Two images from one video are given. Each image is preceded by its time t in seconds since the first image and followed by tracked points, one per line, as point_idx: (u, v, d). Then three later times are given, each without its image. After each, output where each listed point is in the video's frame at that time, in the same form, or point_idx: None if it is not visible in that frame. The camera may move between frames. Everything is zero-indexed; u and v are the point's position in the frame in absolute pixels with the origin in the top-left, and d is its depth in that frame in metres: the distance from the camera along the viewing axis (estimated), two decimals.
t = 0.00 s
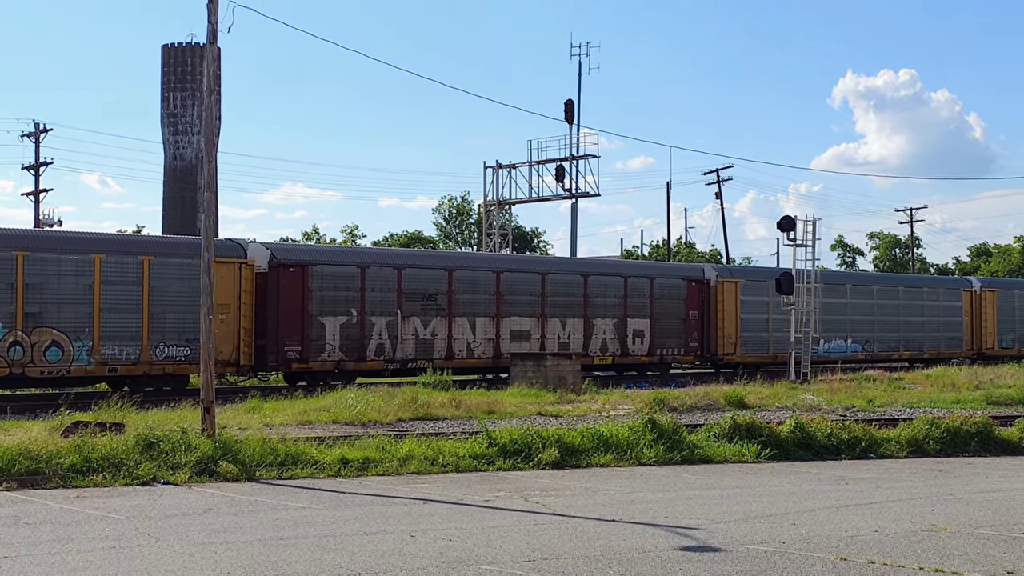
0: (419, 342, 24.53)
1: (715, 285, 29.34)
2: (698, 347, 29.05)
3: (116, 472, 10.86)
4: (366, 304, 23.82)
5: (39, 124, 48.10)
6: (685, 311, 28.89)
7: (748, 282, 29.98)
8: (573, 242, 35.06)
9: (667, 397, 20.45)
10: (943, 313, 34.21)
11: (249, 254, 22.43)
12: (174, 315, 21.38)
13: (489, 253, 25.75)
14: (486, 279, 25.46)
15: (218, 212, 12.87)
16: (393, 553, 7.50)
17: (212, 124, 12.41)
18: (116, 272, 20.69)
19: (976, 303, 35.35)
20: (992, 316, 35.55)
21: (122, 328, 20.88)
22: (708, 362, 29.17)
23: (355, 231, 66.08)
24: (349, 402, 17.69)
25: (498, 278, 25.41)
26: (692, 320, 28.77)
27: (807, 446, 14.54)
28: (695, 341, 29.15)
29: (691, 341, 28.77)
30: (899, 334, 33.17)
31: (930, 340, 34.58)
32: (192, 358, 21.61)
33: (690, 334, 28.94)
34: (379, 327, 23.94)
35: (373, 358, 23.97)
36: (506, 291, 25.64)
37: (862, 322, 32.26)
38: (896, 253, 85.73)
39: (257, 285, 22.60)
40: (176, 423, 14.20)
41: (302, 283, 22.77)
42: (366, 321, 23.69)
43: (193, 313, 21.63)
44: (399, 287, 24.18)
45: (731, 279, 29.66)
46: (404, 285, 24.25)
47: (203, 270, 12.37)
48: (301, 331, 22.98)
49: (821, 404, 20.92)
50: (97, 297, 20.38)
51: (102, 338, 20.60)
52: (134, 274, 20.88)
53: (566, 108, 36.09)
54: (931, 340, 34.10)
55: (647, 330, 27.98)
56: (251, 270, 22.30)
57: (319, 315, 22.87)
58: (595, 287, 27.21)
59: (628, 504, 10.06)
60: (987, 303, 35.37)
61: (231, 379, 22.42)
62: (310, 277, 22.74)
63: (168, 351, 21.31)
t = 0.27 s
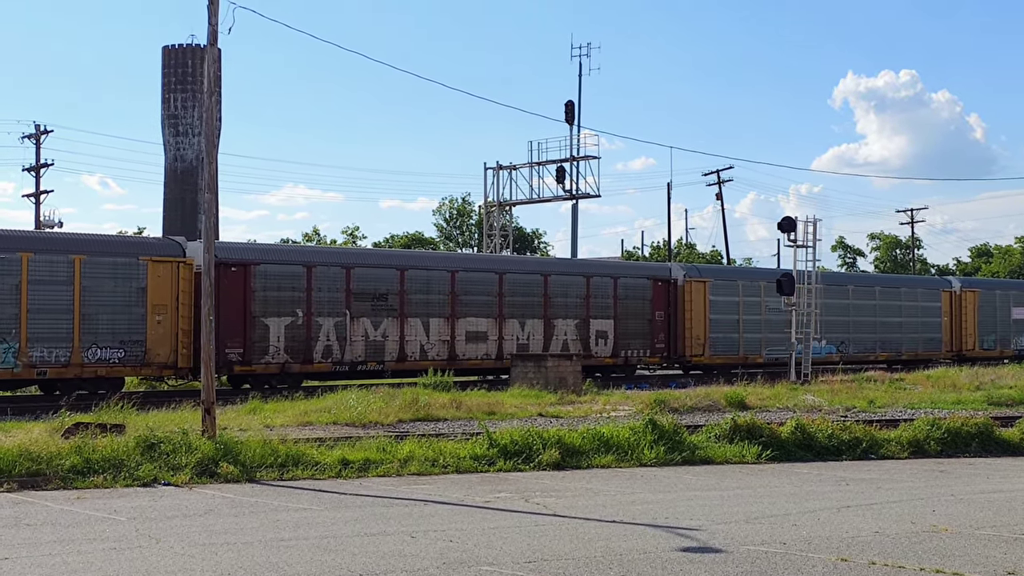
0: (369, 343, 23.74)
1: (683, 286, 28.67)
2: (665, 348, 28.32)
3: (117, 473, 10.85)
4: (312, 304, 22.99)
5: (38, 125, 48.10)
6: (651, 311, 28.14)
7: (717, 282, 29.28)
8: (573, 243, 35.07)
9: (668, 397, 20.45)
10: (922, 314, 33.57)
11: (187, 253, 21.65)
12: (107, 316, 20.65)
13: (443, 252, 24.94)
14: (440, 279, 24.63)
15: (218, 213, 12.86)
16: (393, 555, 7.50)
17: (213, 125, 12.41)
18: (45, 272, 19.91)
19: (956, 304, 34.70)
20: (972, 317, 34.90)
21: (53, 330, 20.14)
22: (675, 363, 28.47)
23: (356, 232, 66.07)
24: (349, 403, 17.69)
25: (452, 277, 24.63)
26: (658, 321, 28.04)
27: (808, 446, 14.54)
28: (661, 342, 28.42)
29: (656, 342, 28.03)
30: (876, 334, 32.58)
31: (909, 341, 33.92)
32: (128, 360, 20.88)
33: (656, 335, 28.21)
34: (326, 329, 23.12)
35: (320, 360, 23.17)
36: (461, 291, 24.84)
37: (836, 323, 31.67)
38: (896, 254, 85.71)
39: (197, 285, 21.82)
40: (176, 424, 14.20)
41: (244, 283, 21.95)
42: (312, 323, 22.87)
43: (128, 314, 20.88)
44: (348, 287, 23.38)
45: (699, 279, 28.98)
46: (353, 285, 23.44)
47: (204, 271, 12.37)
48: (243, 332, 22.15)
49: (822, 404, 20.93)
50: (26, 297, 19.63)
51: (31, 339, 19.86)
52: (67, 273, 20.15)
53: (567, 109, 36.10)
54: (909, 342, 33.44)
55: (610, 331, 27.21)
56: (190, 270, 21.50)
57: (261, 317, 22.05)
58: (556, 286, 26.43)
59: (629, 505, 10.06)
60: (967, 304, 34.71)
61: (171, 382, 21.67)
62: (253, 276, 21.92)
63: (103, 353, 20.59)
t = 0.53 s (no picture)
0: (318, 346, 22.96)
1: (651, 287, 28.04)
2: (631, 351, 27.64)
3: (119, 475, 10.86)
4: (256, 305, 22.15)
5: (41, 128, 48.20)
6: (616, 313, 27.45)
7: (686, 283, 28.67)
8: (576, 245, 35.08)
9: (670, 399, 20.45)
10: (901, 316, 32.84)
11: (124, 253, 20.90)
12: (37, 317, 19.86)
13: (397, 251, 24.15)
14: (393, 279, 23.83)
15: (220, 214, 12.87)
16: (395, 556, 7.51)
17: (216, 127, 12.43)
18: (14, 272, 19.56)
19: (937, 306, 33.90)
20: (953, 320, 34.07)
21: None
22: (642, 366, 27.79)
23: (358, 234, 66.13)
24: (352, 405, 17.69)
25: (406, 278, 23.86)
26: (623, 323, 27.35)
27: (810, 448, 14.52)
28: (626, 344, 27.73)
29: (622, 344, 27.37)
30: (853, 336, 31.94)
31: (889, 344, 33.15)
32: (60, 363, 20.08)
33: (621, 337, 27.51)
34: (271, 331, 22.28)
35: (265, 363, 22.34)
36: (415, 292, 24.05)
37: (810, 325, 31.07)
38: (899, 256, 85.66)
39: (134, 286, 20.99)
40: (178, 426, 14.22)
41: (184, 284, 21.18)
42: (256, 324, 22.02)
43: (59, 316, 20.10)
44: (295, 288, 22.51)
45: (667, 280, 28.34)
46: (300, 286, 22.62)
47: (206, 273, 12.38)
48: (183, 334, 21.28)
49: (824, 407, 20.93)
50: None
51: None
52: None
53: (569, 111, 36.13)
54: (889, 344, 32.71)
55: (573, 333, 26.50)
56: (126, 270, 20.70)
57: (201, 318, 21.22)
58: (516, 287, 25.65)
59: (631, 507, 10.06)
60: (948, 307, 33.87)
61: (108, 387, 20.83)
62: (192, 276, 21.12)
63: (32, 356, 19.78)
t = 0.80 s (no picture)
0: (263, 347, 22.06)
1: (618, 287, 27.17)
2: (596, 353, 26.73)
3: (122, 476, 10.88)
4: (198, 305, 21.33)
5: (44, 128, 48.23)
6: (580, 314, 26.51)
7: (654, 283, 27.82)
8: (578, 246, 35.09)
9: (673, 401, 20.46)
10: (879, 317, 32.15)
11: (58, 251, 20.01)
12: None
13: (349, 249, 23.19)
14: (343, 278, 22.94)
15: (223, 215, 12.86)
16: (398, 558, 7.51)
17: (218, 128, 12.43)
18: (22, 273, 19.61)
19: (917, 307, 33.26)
20: (933, 321, 33.38)
21: None
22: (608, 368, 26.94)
23: (361, 235, 66.15)
24: (354, 407, 17.70)
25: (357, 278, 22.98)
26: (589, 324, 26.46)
27: (813, 450, 14.51)
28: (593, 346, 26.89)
29: (586, 346, 26.45)
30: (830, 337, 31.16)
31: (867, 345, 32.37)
32: None
33: (587, 338, 26.63)
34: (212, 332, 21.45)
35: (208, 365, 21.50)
36: (368, 292, 23.16)
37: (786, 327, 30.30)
38: (902, 257, 85.58)
39: (65, 285, 20.13)
40: (182, 427, 14.26)
41: (120, 283, 20.32)
42: (197, 325, 21.27)
43: None
44: (238, 287, 21.57)
45: (634, 280, 27.47)
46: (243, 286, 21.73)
47: (210, 274, 12.39)
48: (118, 334, 20.47)
49: (827, 408, 20.91)
50: None
51: None
52: None
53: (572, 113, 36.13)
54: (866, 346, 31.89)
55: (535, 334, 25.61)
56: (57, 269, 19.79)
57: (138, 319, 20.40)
58: (474, 286, 24.68)
59: (634, 508, 10.05)
60: (928, 308, 33.25)
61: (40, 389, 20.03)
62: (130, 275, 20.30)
63: None
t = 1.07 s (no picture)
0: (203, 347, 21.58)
1: (581, 285, 26.63)
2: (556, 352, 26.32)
3: (124, 475, 10.88)
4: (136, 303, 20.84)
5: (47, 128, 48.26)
6: (540, 312, 26.12)
7: (619, 281, 27.19)
8: (580, 245, 35.09)
9: (674, 400, 20.44)
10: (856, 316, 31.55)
11: None
12: None
13: (297, 246, 22.75)
14: (289, 276, 22.47)
15: (225, 215, 12.88)
16: (400, 557, 7.51)
17: (220, 128, 12.44)
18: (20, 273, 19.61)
19: (896, 306, 32.69)
20: (911, 322, 32.92)
21: None
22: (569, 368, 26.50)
23: (363, 235, 66.18)
24: (356, 406, 17.70)
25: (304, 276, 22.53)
26: (548, 323, 26.08)
27: (814, 449, 14.51)
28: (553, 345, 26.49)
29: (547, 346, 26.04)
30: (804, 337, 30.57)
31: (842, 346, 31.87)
32: None
33: (547, 337, 26.23)
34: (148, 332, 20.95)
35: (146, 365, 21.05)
36: (316, 290, 22.71)
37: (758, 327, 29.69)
38: (904, 257, 85.53)
39: None
40: (183, 426, 14.27)
41: (50, 279, 19.79)
42: (133, 323, 20.75)
43: None
44: (177, 285, 21.15)
45: (598, 277, 26.87)
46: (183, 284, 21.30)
47: (211, 274, 12.41)
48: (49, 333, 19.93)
49: (829, 407, 20.89)
50: None
51: None
52: None
53: (573, 112, 36.12)
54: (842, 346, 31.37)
55: (492, 333, 25.11)
56: None
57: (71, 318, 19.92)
58: (429, 284, 24.27)
59: (635, 507, 10.05)
60: (905, 308, 32.74)
61: None
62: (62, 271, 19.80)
63: None
